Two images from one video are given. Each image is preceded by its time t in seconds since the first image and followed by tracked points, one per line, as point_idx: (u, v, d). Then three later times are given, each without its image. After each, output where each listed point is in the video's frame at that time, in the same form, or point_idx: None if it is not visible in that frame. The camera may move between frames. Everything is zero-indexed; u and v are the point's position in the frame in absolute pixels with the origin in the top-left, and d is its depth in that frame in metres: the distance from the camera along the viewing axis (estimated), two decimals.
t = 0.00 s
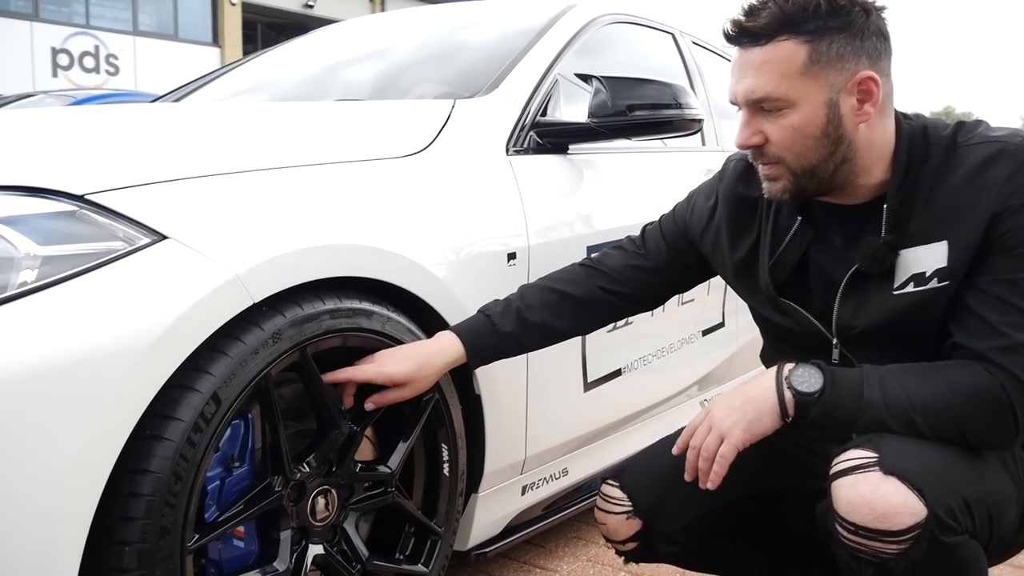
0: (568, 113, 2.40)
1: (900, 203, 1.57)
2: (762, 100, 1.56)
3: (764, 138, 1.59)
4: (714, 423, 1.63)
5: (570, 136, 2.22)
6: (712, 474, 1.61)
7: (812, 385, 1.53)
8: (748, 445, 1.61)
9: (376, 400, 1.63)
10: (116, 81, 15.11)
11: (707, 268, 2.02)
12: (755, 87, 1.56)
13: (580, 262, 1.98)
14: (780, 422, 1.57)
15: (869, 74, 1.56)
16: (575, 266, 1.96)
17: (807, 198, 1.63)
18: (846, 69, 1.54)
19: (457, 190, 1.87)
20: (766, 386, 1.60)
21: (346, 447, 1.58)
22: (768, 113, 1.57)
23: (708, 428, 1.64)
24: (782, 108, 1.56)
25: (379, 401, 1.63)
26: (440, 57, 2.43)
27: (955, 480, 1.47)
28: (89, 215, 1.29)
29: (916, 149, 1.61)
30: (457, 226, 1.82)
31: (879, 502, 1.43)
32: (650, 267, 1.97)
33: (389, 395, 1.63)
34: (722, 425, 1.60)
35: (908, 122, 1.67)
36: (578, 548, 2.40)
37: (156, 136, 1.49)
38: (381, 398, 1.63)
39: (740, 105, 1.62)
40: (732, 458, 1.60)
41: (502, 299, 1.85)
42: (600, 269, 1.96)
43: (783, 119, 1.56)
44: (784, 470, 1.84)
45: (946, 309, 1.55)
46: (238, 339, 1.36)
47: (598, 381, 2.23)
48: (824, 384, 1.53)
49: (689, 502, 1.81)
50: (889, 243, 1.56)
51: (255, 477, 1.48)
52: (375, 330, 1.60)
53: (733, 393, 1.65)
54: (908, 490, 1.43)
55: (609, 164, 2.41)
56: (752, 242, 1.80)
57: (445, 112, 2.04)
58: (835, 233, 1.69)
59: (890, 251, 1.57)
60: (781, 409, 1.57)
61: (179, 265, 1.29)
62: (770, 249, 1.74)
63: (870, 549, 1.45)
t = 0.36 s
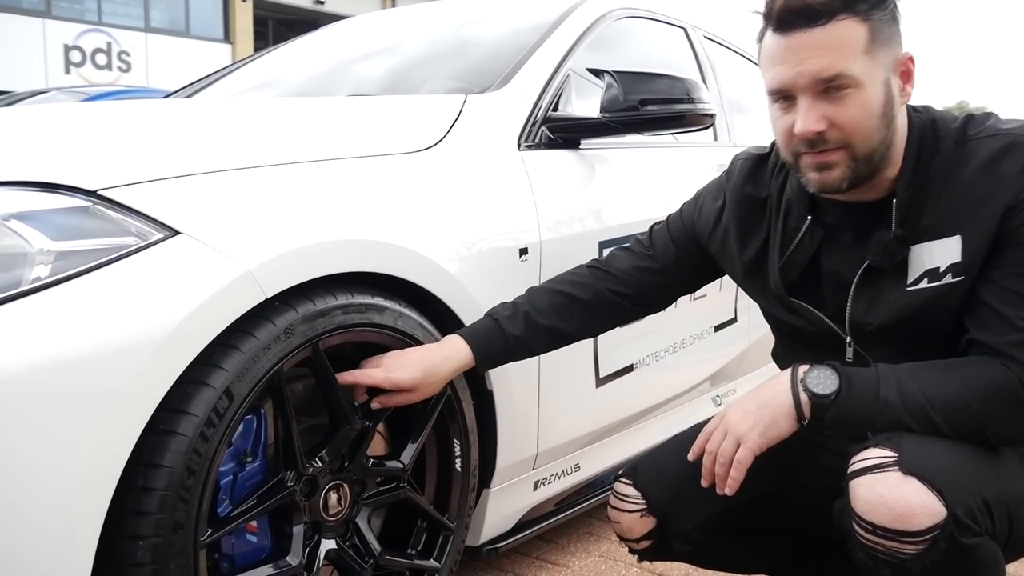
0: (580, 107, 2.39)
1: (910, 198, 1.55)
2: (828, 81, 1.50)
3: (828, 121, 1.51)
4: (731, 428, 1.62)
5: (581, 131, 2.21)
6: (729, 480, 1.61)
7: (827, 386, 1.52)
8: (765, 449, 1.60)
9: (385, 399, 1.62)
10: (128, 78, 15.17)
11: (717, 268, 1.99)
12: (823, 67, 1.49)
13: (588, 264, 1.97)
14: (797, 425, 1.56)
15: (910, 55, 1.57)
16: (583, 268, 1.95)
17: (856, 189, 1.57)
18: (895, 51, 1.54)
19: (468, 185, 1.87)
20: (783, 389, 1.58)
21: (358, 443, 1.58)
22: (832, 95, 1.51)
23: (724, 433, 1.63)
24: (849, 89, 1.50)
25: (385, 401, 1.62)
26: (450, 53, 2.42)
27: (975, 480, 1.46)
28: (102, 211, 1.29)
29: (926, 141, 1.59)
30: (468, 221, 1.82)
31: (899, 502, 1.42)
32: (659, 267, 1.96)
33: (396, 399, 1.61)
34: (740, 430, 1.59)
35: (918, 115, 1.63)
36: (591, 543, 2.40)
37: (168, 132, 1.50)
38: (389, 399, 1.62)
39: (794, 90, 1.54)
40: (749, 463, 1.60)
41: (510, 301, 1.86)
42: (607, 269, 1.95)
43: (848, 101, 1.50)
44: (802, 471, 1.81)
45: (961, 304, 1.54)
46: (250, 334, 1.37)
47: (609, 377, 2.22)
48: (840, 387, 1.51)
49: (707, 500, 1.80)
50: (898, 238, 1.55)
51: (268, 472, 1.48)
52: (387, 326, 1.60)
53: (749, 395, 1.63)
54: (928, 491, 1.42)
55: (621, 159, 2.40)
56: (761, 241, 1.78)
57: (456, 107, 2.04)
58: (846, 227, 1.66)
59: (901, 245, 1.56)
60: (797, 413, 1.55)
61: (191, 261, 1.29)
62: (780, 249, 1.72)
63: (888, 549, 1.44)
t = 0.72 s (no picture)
0: (596, 102, 2.38)
1: (929, 190, 1.53)
2: (870, 64, 1.49)
3: (870, 104, 1.49)
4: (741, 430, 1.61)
5: (598, 126, 2.20)
6: (743, 482, 1.60)
7: (837, 386, 1.50)
8: (778, 449, 1.59)
9: (401, 396, 1.62)
10: (145, 75, 15.26)
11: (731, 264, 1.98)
12: (866, 49, 1.48)
13: (603, 260, 1.96)
14: (809, 425, 1.54)
15: (934, 43, 1.59)
16: (599, 264, 1.94)
17: (890, 177, 1.55)
18: (924, 40, 1.55)
19: (484, 180, 1.86)
20: (792, 390, 1.57)
21: (374, 438, 1.59)
22: (873, 78, 1.49)
23: (736, 435, 1.62)
24: (890, 73, 1.49)
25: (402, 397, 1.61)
26: (466, 48, 2.41)
27: (991, 478, 1.43)
28: (119, 206, 1.29)
29: (944, 134, 1.57)
30: (484, 217, 1.82)
31: (912, 502, 1.40)
32: (673, 264, 1.94)
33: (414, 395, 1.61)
34: (751, 431, 1.58)
35: (937, 107, 1.63)
36: (606, 539, 2.39)
37: (185, 127, 1.50)
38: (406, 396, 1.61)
39: (833, 75, 1.51)
40: (762, 464, 1.59)
41: (526, 298, 1.85)
42: (621, 264, 1.94)
43: (889, 85, 1.49)
44: (817, 466, 1.79)
45: (978, 299, 1.51)
46: (267, 329, 1.37)
47: (625, 373, 2.21)
48: (852, 386, 1.49)
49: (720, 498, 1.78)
50: (914, 230, 1.54)
51: (284, 467, 1.48)
52: (402, 321, 1.59)
53: (760, 396, 1.62)
54: (942, 491, 1.40)
55: (637, 153, 2.39)
56: (778, 236, 1.75)
57: (472, 102, 2.03)
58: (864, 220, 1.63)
59: (915, 239, 1.54)
60: (809, 413, 1.54)
61: (208, 256, 1.29)
62: (796, 245, 1.69)
63: (902, 550, 1.42)
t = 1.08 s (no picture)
0: (610, 96, 2.36)
1: (943, 181, 1.50)
2: (881, 55, 1.47)
3: (882, 95, 1.47)
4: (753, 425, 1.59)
5: (612, 119, 2.19)
6: (756, 479, 1.57)
7: (851, 381, 1.48)
8: (791, 445, 1.56)
9: (415, 390, 1.62)
10: (161, 73, 15.34)
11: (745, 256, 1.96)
12: (876, 40, 1.46)
13: (616, 255, 1.96)
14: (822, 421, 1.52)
15: (946, 34, 1.57)
16: (612, 259, 1.93)
17: (905, 171, 1.53)
18: (935, 30, 1.53)
19: (498, 173, 1.85)
20: (805, 386, 1.55)
21: (389, 432, 1.58)
22: (884, 69, 1.48)
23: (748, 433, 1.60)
24: (900, 63, 1.47)
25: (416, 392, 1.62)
26: (480, 41, 2.41)
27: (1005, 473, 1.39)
28: (133, 199, 1.30)
29: (959, 124, 1.55)
30: (498, 210, 1.81)
31: (927, 497, 1.36)
32: (685, 259, 1.93)
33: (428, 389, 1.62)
34: (763, 426, 1.56)
35: (952, 97, 1.61)
36: (621, 533, 2.38)
37: (199, 122, 1.50)
38: (420, 390, 1.62)
39: (844, 67, 1.50)
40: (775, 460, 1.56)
41: (540, 293, 1.84)
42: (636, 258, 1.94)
43: (901, 75, 1.47)
44: (826, 461, 1.77)
45: (996, 290, 1.47)
46: (281, 322, 1.37)
47: (639, 368, 2.20)
48: (864, 381, 1.47)
49: (731, 494, 1.76)
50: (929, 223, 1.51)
51: (298, 460, 1.48)
52: (416, 314, 1.59)
53: (771, 393, 1.60)
54: (957, 486, 1.36)
55: (652, 146, 2.37)
56: (791, 230, 1.74)
57: (486, 95, 2.02)
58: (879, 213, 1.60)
59: (931, 232, 1.51)
60: (822, 409, 1.51)
61: (222, 249, 1.30)
62: (809, 237, 1.67)
63: (917, 546, 1.38)
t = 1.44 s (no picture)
0: (623, 84, 2.34)
1: (964, 164, 1.48)
2: (900, 36, 1.44)
3: (900, 78, 1.45)
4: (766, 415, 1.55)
5: (626, 107, 2.17)
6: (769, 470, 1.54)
7: (864, 370, 1.45)
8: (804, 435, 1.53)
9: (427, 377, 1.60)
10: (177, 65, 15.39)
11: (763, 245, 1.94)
12: (895, 21, 1.43)
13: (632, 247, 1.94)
14: (835, 412, 1.50)
15: (967, 16, 1.54)
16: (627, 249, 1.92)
17: (922, 154, 1.51)
18: (956, 12, 1.50)
19: (510, 161, 1.84)
20: (818, 375, 1.52)
21: (400, 419, 1.58)
22: (903, 51, 1.45)
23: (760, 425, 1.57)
24: (920, 45, 1.45)
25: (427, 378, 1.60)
26: (493, 29, 2.39)
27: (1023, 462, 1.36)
28: (145, 186, 1.30)
29: (979, 110, 1.53)
30: (510, 198, 1.80)
31: (942, 486, 1.34)
32: (702, 247, 1.91)
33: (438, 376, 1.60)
34: (777, 416, 1.53)
35: (972, 83, 1.58)
36: (634, 523, 2.38)
37: (210, 109, 1.50)
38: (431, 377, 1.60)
39: (860, 50, 1.48)
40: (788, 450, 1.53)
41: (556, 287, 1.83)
42: (652, 249, 1.91)
43: (920, 57, 1.45)
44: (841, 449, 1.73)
45: (1014, 277, 1.45)
46: (291, 308, 1.36)
47: (653, 357, 2.19)
48: (878, 369, 1.44)
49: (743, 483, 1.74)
50: (948, 207, 1.49)
51: (310, 446, 1.48)
52: (428, 301, 1.58)
53: (783, 383, 1.57)
54: (972, 475, 1.34)
55: (665, 134, 2.35)
56: (808, 215, 1.71)
57: (498, 82, 2.01)
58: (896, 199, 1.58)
59: (948, 217, 1.49)
60: (835, 398, 1.49)
61: (233, 236, 1.29)
62: (826, 223, 1.65)
63: (931, 535, 1.36)
